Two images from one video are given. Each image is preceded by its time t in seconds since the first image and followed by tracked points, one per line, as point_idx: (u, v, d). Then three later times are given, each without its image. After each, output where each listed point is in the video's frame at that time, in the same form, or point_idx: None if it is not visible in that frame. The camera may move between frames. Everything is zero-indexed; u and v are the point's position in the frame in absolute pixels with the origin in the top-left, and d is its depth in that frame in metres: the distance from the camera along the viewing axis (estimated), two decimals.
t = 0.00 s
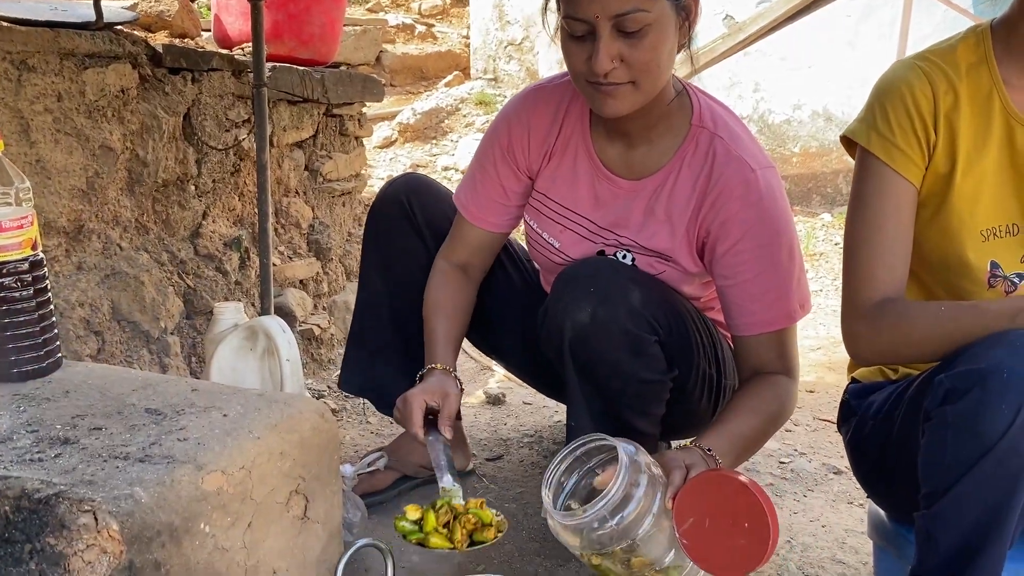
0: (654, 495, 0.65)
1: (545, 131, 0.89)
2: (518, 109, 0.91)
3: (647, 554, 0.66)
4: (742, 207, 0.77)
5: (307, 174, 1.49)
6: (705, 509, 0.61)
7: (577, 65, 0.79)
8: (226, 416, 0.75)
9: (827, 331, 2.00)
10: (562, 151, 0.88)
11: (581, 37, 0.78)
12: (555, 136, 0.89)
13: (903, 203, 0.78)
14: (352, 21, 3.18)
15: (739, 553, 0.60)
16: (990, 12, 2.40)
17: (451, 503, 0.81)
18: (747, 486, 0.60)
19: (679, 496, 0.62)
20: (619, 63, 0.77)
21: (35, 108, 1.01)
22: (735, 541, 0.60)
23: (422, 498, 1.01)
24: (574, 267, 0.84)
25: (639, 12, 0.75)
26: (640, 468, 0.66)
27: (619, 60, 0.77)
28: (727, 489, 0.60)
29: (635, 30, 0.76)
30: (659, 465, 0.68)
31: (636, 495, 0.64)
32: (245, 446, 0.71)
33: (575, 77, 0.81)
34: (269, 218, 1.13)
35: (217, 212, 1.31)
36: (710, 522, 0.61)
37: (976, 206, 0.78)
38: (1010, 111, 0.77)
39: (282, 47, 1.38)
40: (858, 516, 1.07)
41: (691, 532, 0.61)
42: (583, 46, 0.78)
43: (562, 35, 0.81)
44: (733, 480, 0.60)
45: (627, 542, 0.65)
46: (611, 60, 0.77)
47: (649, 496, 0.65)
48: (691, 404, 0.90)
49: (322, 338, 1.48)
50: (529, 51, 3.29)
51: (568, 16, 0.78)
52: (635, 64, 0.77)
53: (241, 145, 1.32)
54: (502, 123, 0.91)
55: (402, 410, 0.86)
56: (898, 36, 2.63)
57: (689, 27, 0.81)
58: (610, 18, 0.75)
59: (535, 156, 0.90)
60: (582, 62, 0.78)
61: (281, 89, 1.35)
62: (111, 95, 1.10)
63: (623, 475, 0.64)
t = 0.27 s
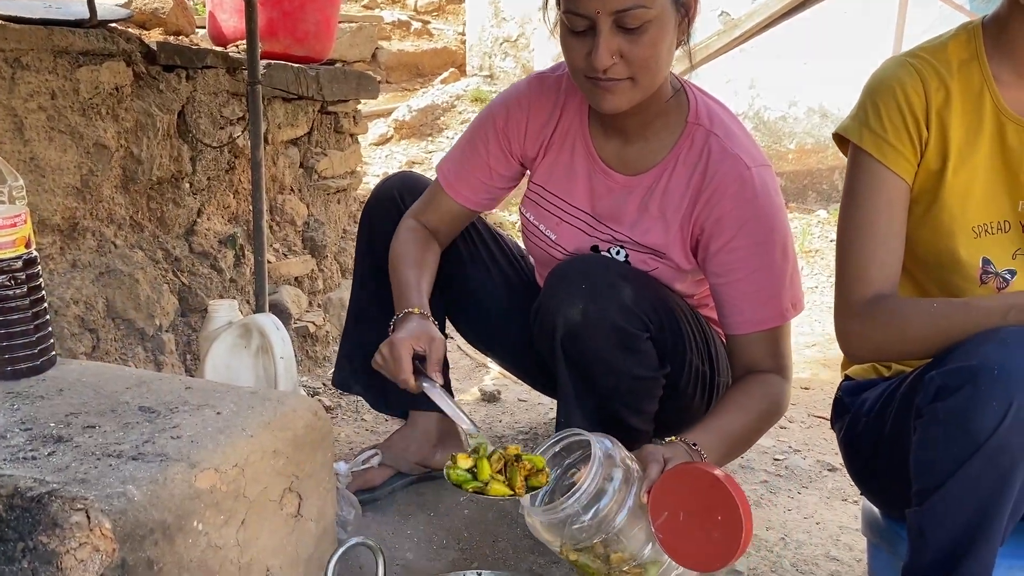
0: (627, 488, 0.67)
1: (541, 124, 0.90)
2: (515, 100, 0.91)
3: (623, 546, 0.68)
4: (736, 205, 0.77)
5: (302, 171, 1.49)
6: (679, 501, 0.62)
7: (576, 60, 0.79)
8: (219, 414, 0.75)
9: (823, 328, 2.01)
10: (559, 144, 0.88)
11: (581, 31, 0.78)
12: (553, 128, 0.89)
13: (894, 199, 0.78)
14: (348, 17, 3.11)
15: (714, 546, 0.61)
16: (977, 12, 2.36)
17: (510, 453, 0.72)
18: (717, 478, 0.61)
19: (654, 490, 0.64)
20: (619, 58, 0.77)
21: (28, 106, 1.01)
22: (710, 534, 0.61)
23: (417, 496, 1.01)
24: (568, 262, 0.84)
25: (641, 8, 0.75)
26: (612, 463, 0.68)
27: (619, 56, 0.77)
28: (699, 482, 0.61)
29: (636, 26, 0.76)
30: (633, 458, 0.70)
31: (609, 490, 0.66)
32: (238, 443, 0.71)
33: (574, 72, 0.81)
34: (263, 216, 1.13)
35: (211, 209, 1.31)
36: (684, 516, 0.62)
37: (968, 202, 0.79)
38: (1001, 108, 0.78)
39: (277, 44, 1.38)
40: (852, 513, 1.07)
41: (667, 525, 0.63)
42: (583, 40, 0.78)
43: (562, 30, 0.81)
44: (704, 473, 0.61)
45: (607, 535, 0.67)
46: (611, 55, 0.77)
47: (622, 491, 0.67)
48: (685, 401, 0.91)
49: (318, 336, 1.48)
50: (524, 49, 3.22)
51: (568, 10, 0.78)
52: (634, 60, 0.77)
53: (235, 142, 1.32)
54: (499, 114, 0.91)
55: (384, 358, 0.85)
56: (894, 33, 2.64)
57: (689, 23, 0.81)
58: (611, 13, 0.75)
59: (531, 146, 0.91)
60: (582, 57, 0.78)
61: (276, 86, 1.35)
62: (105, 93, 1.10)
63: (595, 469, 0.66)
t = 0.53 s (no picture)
0: (597, 467, 0.66)
1: (534, 119, 0.90)
2: (508, 94, 0.91)
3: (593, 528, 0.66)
4: (727, 201, 0.77)
5: (297, 168, 1.50)
6: (647, 478, 0.63)
7: (571, 53, 0.79)
8: (214, 411, 0.75)
9: (816, 325, 2.01)
10: (552, 138, 0.88)
11: (577, 25, 0.78)
12: (546, 122, 0.89)
13: (885, 194, 0.79)
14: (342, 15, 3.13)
15: (682, 524, 0.61)
16: (976, 8, 2.26)
17: (509, 432, 0.70)
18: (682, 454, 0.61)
19: (622, 469, 0.64)
20: (614, 53, 0.77)
21: (23, 104, 1.01)
22: (679, 513, 0.62)
23: (411, 491, 1.01)
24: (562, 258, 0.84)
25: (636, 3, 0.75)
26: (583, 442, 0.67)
27: (615, 49, 0.77)
28: (665, 459, 0.62)
29: (632, 21, 0.76)
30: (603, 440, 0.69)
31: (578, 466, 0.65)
32: (234, 440, 0.71)
33: (569, 66, 0.81)
34: (257, 212, 1.13)
35: (206, 207, 1.32)
36: (652, 493, 0.63)
37: (957, 199, 0.80)
38: (990, 105, 0.78)
39: (271, 41, 1.37)
40: (845, 509, 1.07)
41: (635, 503, 0.63)
42: (578, 33, 0.78)
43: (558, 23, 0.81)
44: (670, 450, 0.61)
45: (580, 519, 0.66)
46: (606, 48, 0.77)
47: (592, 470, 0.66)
48: (678, 398, 0.91)
49: (312, 332, 1.48)
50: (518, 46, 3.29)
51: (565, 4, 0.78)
52: (629, 54, 0.77)
53: (230, 140, 1.33)
54: (492, 107, 0.91)
55: (360, 313, 0.83)
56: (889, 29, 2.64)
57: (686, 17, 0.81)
58: (607, 6, 0.76)
59: (522, 138, 0.91)
60: (578, 51, 0.78)
61: (270, 83, 1.35)
62: (100, 91, 1.10)
63: (563, 446, 0.65)
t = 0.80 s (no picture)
0: (575, 444, 0.68)
1: (527, 109, 0.90)
2: (501, 85, 0.91)
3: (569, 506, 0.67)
4: (720, 192, 0.77)
5: (292, 160, 1.50)
6: (623, 455, 0.63)
7: (563, 43, 0.79)
8: (211, 402, 0.76)
9: (810, 317, 2.01)
10: (545, 128, 0.88)
11: (569, 14, 0.78)
12: (539, 113, 0.89)
13: (879, 186, 0.79)
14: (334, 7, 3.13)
15: (660, 499, 0.61)
16: None
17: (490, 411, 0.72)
18: (656, 427, 0.62)
19: (599, 447, 0.65)
20: (606, 43, 0.77)
21: (19, 96, 1.01)
22: (656, 489, 0.62)
23: (407, 483, 1.02)
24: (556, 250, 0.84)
25: None
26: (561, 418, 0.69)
27: (606, 39, 0.77)
28: (639, 433, 0.62)
29: (624, 10, 0.76)
30: (584, 420, 0.71)
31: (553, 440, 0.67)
32: (231, 431, 0.72)
33: (560, 56, 0.81)
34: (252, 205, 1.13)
35: (202, 199, 1.32)
36: (629, 471, 0.63)
37: (953, 190, 0.80)
38: (985, 96, 0.78)
39: (265, 34, 1.37)
40: (840, 501, 1.07)
41: (613, 482, 0.64)
42: (571, 23, 0.78)
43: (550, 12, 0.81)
44: (644, 424, 0.62)
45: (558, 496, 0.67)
46: (598, 38, 0.76)
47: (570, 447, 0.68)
48: (672, 390, 0.91)
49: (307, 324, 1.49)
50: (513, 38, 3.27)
51: None
52: (621, 45, 0.77)
53: (225, 132, 1.33)
54: (485, 98, 0.91)
55: (351, 276, 0.83)
56: (885, 20, 2.62)
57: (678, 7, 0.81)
58: None
59: (515, 127, 0.90)
60: (569, 41, 0.78)
61: (265, 76, 1.35)
62: (95, 83, 1.10)
63: (539, 418, 0.68)
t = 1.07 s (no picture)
0: (574, 385, 1.09)
1: (552, 154, 1.28)
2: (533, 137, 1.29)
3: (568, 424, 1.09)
4: (683, 216, 1.14)
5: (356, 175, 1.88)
6: (609, 393, 1.02)
7: (575, 109, 1.16)
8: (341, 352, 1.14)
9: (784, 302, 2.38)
10: (564, 170, 1.26)
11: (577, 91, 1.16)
12: (561, 159, 1.27)
13: (793, 210, 1.19)
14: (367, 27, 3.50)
15: (630, 421, 0.99)
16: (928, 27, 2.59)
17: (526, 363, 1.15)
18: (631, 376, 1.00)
19: (592, 386, 1.04)
20: (603, 111, 1.14)
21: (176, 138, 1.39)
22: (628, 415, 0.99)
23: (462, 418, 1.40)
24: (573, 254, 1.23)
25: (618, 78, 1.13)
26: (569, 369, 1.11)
27: (603, 109, 1.14)
28: (620, 379, 1.00)
29: (616, 90, 1.14)
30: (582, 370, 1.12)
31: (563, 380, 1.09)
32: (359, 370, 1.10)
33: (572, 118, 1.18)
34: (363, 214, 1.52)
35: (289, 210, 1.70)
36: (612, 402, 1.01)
37: (842, 213, 1.21)
38: (864, 152, 1.19)
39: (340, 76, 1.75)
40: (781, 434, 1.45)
41: (601, 409, 1.02)
42: (580, 96, 1.16)
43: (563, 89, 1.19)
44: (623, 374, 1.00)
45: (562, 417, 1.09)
46: (598, 108, 1.14)
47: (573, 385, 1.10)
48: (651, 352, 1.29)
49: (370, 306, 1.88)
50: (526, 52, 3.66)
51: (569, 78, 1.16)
52: (614, 112, 1.14)
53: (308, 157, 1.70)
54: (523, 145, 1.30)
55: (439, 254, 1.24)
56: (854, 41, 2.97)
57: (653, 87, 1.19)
58: (599, 80, 1.13)
59: (544, 169, 1.29)
60: (577, 109, 1.16)
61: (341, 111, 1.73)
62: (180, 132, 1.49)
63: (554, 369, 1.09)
